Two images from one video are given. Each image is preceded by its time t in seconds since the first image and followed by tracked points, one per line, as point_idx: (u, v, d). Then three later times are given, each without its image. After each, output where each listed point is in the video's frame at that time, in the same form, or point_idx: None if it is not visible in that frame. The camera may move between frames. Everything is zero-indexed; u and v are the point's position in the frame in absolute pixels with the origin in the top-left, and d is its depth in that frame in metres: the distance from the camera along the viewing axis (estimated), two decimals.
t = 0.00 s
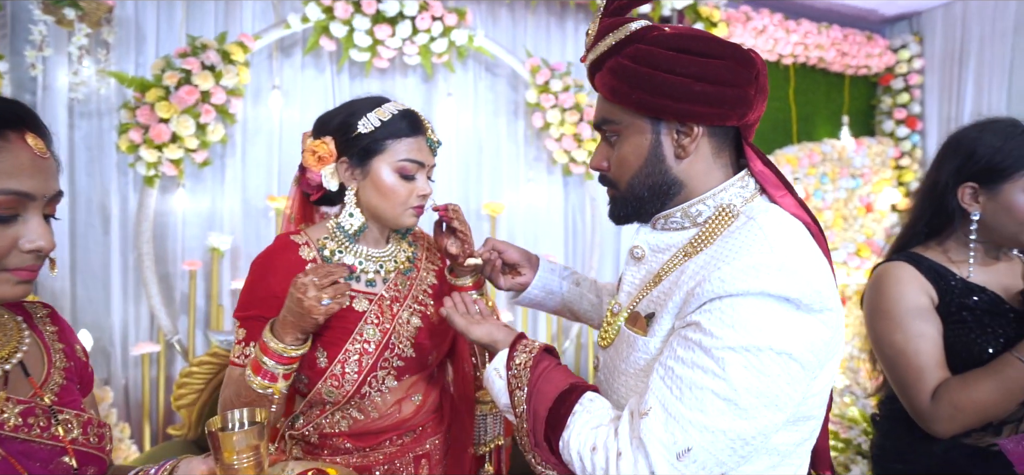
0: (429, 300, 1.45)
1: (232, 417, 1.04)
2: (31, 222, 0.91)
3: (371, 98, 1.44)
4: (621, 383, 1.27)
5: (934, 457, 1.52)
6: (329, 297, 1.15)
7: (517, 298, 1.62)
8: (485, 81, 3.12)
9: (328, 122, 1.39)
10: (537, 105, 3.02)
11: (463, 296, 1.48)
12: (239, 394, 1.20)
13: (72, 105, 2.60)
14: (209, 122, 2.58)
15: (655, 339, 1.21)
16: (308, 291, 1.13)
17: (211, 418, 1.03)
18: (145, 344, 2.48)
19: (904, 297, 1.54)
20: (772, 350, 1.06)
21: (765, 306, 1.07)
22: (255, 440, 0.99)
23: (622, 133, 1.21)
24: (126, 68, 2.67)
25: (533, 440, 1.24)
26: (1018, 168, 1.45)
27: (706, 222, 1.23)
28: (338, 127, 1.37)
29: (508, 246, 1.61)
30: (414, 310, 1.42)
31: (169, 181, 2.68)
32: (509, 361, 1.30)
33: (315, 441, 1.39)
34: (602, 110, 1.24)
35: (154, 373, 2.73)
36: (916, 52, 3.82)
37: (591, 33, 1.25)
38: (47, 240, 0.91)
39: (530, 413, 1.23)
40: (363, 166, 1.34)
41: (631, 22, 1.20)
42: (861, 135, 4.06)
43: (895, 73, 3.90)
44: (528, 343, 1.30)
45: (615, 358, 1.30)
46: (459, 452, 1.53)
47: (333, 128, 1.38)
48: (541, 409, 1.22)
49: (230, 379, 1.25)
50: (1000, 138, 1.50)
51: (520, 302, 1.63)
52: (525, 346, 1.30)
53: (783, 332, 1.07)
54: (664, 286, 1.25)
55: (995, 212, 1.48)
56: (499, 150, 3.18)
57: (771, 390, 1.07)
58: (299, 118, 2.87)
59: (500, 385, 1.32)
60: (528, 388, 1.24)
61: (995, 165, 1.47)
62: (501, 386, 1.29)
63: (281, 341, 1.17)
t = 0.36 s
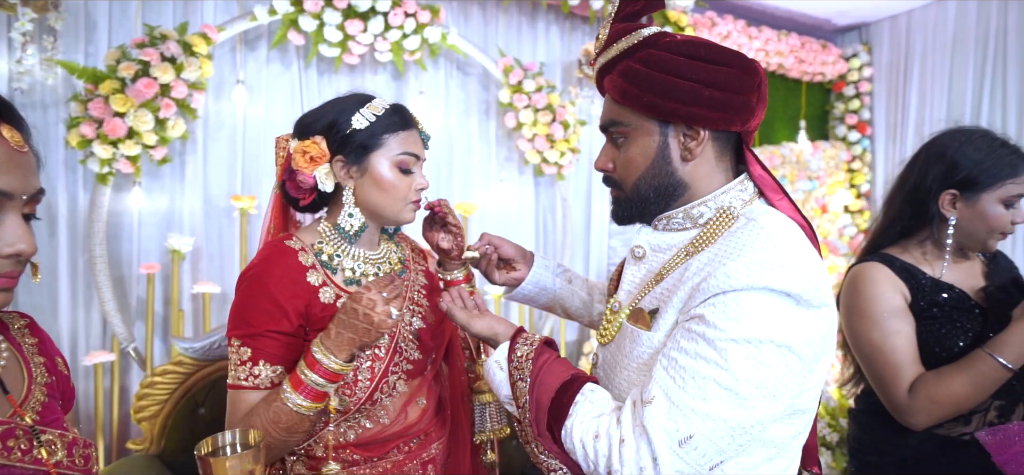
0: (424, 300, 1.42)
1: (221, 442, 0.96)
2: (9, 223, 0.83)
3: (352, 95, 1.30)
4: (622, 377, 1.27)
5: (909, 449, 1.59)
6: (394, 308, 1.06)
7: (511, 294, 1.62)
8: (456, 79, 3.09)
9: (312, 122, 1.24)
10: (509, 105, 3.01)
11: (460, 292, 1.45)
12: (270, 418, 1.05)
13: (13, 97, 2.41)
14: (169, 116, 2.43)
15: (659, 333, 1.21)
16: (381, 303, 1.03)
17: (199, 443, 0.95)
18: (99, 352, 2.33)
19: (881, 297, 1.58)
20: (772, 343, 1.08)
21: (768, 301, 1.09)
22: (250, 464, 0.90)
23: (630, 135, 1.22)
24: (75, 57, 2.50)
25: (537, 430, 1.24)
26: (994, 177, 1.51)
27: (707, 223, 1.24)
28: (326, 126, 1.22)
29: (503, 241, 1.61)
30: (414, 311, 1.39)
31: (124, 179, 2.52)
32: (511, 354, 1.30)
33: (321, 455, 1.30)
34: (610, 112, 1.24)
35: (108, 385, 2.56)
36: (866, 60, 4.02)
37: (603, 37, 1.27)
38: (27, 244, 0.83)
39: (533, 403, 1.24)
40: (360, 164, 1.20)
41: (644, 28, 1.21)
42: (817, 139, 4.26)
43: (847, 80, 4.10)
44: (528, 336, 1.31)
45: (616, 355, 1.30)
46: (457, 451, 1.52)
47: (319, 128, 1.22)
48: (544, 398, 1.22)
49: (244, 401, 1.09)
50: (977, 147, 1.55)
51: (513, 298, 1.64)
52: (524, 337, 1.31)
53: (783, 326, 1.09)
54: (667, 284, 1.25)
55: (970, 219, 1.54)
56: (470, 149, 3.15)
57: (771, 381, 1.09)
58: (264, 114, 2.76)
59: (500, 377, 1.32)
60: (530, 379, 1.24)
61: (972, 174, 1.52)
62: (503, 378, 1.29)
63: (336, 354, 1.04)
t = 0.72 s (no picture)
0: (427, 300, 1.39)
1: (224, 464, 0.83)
2: (6, 221, 0.72)
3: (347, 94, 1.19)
4: (630, 370, 1.27)
5: (893, 441, 1.66)
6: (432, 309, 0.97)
7: (510, 289, 1.64)
8: (432, 78, 3.05)
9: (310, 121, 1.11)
10: (487, 105, 2.99)
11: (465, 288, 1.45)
12: (306, 437, 0.93)
13: None
14: (134, 112, 2.32)
15: (668, 330, 1.21)
16: (422, 305, 0.93)
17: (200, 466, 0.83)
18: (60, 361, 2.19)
19: (866, 297, 1.63)
20: (779, 340, 1.10)
21: (776, 299, 1.11)
22: None
23: (640, 138, 1.22)
24: (28, 47, 2.35)
25: (546, 424, 1.23)
26: (972, 186, 1.60)
27: (714, 225, 1.24)
28: (329, 125, 1.10)
29: (503, 237, 1.66)
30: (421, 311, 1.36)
31: (82, 178, 2.38)
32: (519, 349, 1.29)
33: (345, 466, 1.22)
34: (619, 116, 1.24)
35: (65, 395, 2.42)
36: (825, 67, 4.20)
37: (615, 43, 1.25)
38: (27, 246, 0.72)
39: (541, 399, 1.23)
40: (370, 163, 1.09)
41: (655, 34, 1.21)
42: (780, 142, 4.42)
43: (808, 86, 4.27)
44: (535, 332, 1.30)
45: (624, 353, 1.30)
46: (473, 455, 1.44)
47: (320, 127, 1.10)
48: (553, 390, 1.21)
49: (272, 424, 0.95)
50: (957, 157, 1.63)
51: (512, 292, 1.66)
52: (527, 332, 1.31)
53: (790, 324, 1.11)
54: (675, 284, 1.26)
55: (947, 222, 1.63)
56: (447, 149, 3.11)
57: (777, 376, 1.11)
58: (235, 111, 2.66)
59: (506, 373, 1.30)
60: (539, 375, 1.23)
61: (951, 181, 1.61)
62: (511, 374, 1.27)
63: (375, 362, 0.93)
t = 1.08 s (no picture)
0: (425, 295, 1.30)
1: None
2: (23, 229, 0.72)
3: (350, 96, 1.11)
4: (637, 368, 1.27)
5: (873, 435, 1.74)
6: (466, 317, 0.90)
7: (507, 282, 1.65)
8: (408, 78, 3.01)
9: (321, 125, 1.01)
10: (465, 106, 2.96)
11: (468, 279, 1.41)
12: (342, 458, 0.82)
13: None
14: (97, 108, 2.19)
15: (676, 331, 1.22)
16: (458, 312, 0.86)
17: None
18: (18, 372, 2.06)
19: (849, 298, 1.69)
20: (784, 340, 1.11)
21: (782, 302, 1.12)
22: None
23: (650, 146, 1.22)
24: None
25: (552, 417, 1.23)
26: (947, 194, 1.68)
27: (720, 231, 1.26)
28: (343, 130, 1.01)
29: (503, 232, 1.64)
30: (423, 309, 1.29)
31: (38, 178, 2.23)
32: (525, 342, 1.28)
33: None
34: (629, 123, 1.25)
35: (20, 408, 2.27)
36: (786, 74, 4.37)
37: (626, 51, 1.25)
38: (48, 255, 0.73)
39: (549, 392, 1.22)
40: (385, 165, 1.03)
41: (669, 45, 1.20)
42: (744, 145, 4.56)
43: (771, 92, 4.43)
44: (541, 325, 1.30)
45: (631, 354, 1.30)
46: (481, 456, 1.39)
47: (332, 132, 1.01)
48: (561, 385, 1.21)
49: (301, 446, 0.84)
50: (934, 166, 1.71)
51: (508, 286, 1.67)
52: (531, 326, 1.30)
53: (796, 326, 1.12)
54: (684, 285, 1.27)
55: (921, 227, 1.71)
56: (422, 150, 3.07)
57: (782, 375, 1.12)
58: (203, 108, 2.55)
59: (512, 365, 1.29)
60: (547, 368, 1.23)
61: (928, 188, 1.68)
62: (518, 366, 1.27)
63: (411, 375, 0.85)
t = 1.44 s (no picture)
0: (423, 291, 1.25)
1: None
2: (47, 238, 0.73)
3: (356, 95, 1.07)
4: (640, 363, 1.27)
5: (848, 426, 1.81)
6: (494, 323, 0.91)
7: (502, 274, 1.65)
8: (382, 76, 2.96)
9: (336, 126, 0.97)
10: (441, 105, 2.95)
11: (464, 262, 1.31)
12: (374, 469, 0.81)
13: None
14: (57, 102, 2.06)
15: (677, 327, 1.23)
16: (489, 319, 0.86)
17: None
18: None
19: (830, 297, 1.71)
20: (781, 336, 1.12)
21: (781, 301, 1.13)
22: None
23: (654, 149, 1.24)
24: None
25: (556, 406, 1.22)
26: (922, 202, 1.78)
27: (721, 232, 1.28)
28: (359, 131, 0.97)
29: (497, 224, 1.65)
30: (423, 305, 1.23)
31: None
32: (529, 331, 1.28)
33: None
34: (634, 127, 1.26)
35: None
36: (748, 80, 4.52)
37: (632, 57, 1.26)
38: (74, 263, 0.75)
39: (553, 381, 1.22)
40: (402, 166, 1.00)
41: (675, 52, 1.21)
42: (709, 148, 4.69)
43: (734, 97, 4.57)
44: (544, 315, 1.29)
45: (633, 351, 1.30)
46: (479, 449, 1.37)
47: (350, 132, 0.97)
48: (565, 376, 1.20)
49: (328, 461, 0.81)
50: (912, 174, 1.79)
51: (502, 279, 1.67)
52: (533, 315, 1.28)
53: (793, 323, 1.13)
54: (684, 285, 1.27)
55: (895, 231, 1.80)
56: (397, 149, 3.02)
57: (779, 370, 1.13)
58: (169, 104, 2.45)
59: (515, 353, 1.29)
60: (551, 359, 1.22)
61: (907, 194, 1.77)
62: (521, 354, 1.26)
63: (440, 380, 0.84)
